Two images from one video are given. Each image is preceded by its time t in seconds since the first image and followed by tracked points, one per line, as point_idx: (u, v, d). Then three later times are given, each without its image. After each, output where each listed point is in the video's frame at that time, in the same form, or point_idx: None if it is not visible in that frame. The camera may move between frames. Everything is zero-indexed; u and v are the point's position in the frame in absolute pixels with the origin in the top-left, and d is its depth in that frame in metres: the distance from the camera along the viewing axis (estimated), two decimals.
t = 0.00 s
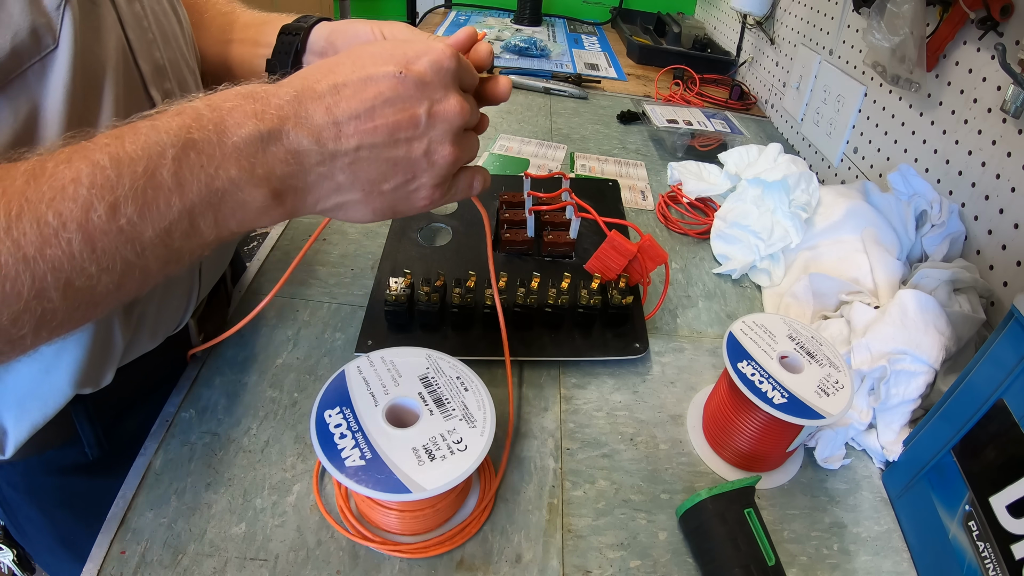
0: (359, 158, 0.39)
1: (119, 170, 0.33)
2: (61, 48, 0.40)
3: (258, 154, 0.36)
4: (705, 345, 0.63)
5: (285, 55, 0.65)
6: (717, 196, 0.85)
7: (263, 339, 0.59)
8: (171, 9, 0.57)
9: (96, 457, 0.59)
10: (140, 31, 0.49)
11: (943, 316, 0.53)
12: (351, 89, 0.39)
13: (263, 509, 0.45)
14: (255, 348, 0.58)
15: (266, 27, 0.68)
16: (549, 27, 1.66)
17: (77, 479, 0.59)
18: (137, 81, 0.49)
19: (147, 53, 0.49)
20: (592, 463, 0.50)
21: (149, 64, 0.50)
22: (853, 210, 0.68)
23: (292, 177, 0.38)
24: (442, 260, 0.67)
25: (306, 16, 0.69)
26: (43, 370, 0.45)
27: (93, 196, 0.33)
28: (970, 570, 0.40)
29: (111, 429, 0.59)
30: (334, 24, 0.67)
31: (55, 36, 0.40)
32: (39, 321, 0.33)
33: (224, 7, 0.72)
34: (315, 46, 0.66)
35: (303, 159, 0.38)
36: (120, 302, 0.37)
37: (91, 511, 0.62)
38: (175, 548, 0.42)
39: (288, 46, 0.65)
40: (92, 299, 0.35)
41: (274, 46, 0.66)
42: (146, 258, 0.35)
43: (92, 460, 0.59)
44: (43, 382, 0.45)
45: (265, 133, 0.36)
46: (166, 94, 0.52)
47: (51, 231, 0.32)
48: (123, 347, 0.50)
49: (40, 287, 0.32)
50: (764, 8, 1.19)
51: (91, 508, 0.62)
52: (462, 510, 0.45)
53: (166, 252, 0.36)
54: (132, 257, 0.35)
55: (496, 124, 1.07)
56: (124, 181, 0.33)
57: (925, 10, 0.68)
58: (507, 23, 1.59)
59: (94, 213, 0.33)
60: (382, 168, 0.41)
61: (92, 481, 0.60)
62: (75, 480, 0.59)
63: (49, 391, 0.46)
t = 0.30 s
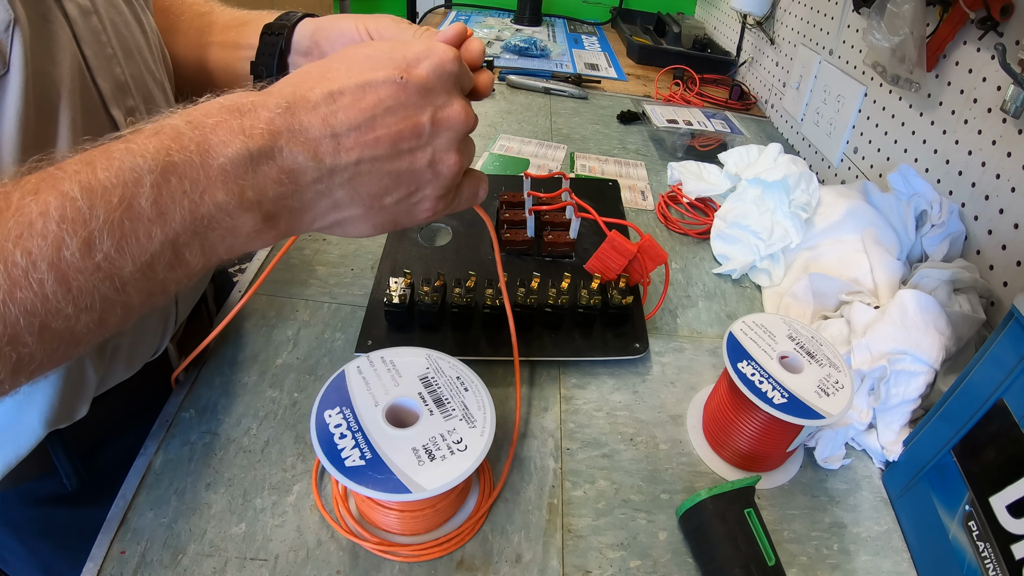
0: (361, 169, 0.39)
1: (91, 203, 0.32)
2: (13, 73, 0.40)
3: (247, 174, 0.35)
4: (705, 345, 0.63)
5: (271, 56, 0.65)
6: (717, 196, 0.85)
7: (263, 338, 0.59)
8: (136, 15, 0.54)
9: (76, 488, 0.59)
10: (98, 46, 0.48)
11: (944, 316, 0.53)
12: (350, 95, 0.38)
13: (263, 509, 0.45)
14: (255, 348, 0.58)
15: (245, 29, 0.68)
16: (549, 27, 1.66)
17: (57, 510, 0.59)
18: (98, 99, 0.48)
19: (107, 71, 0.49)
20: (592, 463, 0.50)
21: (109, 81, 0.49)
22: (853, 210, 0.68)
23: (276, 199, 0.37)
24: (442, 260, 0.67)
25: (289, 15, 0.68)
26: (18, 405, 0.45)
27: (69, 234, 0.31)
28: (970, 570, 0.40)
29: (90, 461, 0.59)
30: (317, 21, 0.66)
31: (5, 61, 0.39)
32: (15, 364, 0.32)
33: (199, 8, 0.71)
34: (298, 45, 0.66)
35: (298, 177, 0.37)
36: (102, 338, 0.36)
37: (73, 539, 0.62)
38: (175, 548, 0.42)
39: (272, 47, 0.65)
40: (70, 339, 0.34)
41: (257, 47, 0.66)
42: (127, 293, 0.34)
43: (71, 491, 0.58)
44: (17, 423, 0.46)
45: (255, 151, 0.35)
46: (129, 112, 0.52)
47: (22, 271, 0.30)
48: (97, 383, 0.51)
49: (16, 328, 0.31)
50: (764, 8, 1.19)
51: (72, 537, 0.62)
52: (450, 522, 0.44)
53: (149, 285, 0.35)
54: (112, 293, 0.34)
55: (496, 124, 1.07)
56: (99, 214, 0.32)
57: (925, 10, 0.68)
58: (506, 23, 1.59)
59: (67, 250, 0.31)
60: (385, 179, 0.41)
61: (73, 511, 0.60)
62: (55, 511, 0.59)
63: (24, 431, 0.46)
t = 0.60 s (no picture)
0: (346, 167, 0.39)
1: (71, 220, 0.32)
2: None
3: (226, 178, 0.35)
4: (705, 345, 0.63)
5: (258, 39, 0.65)
6: (717, 196, 0.85)
7: (263, 338, 0.59)
8: (91, 21, 0.53)
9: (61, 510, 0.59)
10: (53, 59, 0.48)
11: (944, 316, 0.53)
12: (330, 92, 0.38)
13: (263, 509, 0.45)
14: (255, 348, 0.58)
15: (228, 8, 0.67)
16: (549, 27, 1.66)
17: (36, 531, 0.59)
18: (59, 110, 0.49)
19: (64, 83, 0.49)
20: (592, 463, 0.50)
21: (67, 94, 0.49)
22: (854, 210, 0.68)
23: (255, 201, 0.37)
24: (441, 260, 0.67)
25: None
26: None
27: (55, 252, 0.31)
28: (970, 570, 0.40)
29: (74, 482, 0.60)
30: None
31: None
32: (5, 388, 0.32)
33: None
34: (284, 25, 0.65)
35: (282, 178, 0.37)
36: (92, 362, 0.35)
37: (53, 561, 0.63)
38: (175, 548, 0.42)
39: (259, 29, 0.65)
40: (59, 364, 0.33)
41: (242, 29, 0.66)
42: (113, 312, 0.34)
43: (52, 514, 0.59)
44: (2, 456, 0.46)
45: (232, 153, 0.35)
46: (89, 125, 0.52)
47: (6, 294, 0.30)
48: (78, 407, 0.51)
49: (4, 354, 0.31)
50: (764, 8, 1.19)
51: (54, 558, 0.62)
52: (442, 526, 0.44)
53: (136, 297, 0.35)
54: (100, 309, 0.33)
55: (496, 124, 1.07)
56: (76, 230, 0.31)
57: (925, 10, 0.68)
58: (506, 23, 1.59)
59: (46, 271, 0.31)
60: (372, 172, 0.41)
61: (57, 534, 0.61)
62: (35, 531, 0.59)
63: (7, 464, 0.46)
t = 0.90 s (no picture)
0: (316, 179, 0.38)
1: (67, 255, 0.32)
2: None
3: (211, 201, 0.36)
4: (705, 345, 0.63)
5: (221, 56, 0.63)
6: (717, 196, 0.85)
7: (263, 338, 0.59)
8: (42, 52, 0.54)
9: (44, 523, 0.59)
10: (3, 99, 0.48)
11: (944, 316, 0.53)
12: (303, 115, 0.38)
13: (263, 509, 0.45)
14: (255, 348, 0.58)
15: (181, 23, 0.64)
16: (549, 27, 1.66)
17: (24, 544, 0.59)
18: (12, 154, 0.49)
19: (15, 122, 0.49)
20: (592, 463, 0.50)
21: (21, 134, 0.49)
22: (854, 210, 0.68)
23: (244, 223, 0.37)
24: (442, 260, 0.67)
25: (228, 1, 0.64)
26: None
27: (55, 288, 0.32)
28: (970, 570, 0.40)
29: (54, 496, 0.59)
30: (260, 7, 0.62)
31: None
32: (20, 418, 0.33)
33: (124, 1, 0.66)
34: (247, 38, 0.62)
35: (262, 199, 0.37)
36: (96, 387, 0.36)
37: None
38: (175, 548, 0.42)
39: (220, 46, 0.62)
40: (67, 394, 0.34)
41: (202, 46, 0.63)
42: (116, 338, 0.35)
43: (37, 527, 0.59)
44: None
45: (215, 175, 0.36)
46: (47, 161, 0.52)
47: (17, 332, 0.31)
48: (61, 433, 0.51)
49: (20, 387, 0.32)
50: (764, 8, 1.19)
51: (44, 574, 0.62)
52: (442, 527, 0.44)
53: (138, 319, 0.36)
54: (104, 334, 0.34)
55: (495, 125, 1.07)
56: (75, 263, 0.32)
57: (925, 10, 0.68)
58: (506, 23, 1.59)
59: (50, 305, 0.32)
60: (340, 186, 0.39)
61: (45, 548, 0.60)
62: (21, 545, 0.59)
63: None
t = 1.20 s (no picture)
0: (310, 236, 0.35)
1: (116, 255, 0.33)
2: None
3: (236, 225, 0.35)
4: (705, 345, 0.63)
5: (291, 45, 0.63)
6: (717, 196, 0.85)
7: (263, 338, 0.59)
8: (71, 36, 0.50)
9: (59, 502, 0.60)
10: (35, 85, 0.44)
11: (944, 316, 0.53)
12: (302, 186, 0.36)
13: (263, 508, 0.45)
14: (255, 348, 0.58)
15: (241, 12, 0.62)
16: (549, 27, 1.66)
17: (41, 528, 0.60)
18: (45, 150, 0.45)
19: (46, 106, 0.44)
20: (592, 463, 0.50)
21: (52, 120, 0.45)
22: (854, 210, 0.68)
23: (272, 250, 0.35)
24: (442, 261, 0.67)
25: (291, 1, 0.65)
26: None
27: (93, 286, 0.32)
28: (970, 570, 0.40)
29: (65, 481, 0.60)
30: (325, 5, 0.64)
31: None
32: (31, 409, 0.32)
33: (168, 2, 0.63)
34: (315, 31, 0.63)
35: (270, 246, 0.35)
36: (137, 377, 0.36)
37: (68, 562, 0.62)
38: (175, 548, 0.42)
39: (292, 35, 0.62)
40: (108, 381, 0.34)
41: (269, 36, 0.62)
42: (151, 340, 0.34)
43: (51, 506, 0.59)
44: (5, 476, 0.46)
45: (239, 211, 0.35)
46: (78, 146, 0.47)
47: (64, 322, 0.31)
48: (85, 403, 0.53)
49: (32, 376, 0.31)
50: (764, 8, 1.19)
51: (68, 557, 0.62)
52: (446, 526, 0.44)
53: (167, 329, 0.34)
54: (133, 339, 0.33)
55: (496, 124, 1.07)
56: (123, 270, 0.32)
57: (925, 10, 0.68)
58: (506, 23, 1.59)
59: (102, 301, 0.32)
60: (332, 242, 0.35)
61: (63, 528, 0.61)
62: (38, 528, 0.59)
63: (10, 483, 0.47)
